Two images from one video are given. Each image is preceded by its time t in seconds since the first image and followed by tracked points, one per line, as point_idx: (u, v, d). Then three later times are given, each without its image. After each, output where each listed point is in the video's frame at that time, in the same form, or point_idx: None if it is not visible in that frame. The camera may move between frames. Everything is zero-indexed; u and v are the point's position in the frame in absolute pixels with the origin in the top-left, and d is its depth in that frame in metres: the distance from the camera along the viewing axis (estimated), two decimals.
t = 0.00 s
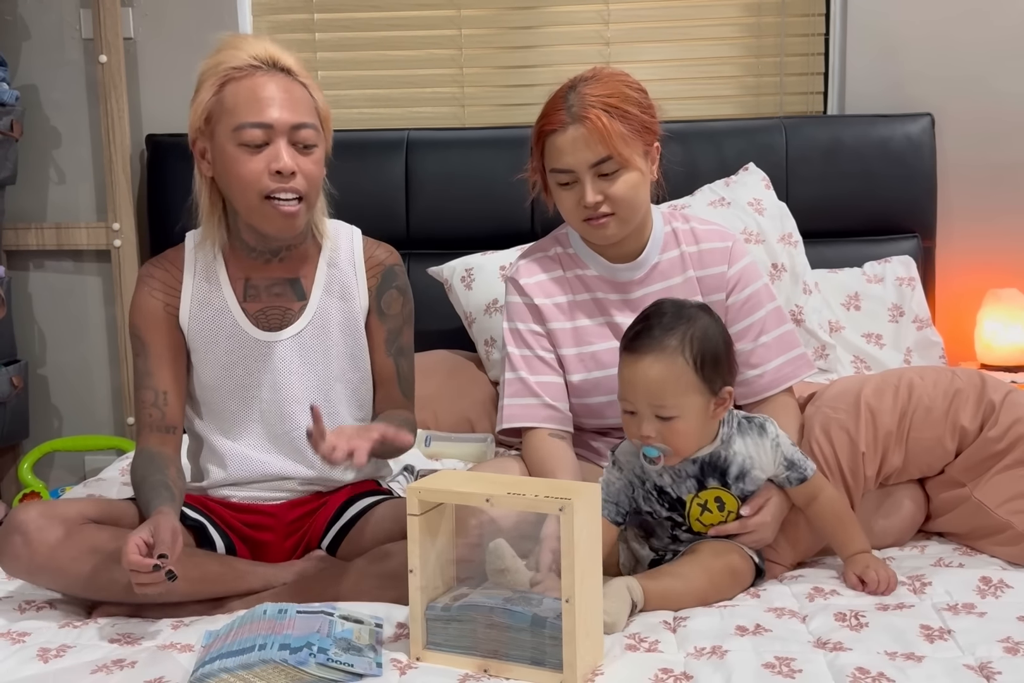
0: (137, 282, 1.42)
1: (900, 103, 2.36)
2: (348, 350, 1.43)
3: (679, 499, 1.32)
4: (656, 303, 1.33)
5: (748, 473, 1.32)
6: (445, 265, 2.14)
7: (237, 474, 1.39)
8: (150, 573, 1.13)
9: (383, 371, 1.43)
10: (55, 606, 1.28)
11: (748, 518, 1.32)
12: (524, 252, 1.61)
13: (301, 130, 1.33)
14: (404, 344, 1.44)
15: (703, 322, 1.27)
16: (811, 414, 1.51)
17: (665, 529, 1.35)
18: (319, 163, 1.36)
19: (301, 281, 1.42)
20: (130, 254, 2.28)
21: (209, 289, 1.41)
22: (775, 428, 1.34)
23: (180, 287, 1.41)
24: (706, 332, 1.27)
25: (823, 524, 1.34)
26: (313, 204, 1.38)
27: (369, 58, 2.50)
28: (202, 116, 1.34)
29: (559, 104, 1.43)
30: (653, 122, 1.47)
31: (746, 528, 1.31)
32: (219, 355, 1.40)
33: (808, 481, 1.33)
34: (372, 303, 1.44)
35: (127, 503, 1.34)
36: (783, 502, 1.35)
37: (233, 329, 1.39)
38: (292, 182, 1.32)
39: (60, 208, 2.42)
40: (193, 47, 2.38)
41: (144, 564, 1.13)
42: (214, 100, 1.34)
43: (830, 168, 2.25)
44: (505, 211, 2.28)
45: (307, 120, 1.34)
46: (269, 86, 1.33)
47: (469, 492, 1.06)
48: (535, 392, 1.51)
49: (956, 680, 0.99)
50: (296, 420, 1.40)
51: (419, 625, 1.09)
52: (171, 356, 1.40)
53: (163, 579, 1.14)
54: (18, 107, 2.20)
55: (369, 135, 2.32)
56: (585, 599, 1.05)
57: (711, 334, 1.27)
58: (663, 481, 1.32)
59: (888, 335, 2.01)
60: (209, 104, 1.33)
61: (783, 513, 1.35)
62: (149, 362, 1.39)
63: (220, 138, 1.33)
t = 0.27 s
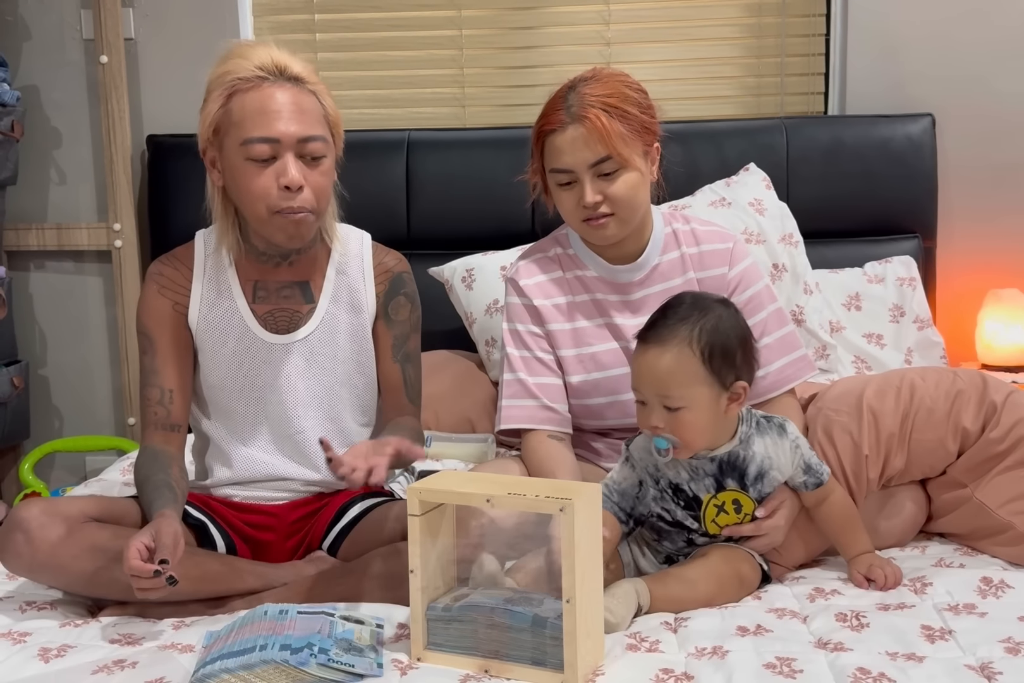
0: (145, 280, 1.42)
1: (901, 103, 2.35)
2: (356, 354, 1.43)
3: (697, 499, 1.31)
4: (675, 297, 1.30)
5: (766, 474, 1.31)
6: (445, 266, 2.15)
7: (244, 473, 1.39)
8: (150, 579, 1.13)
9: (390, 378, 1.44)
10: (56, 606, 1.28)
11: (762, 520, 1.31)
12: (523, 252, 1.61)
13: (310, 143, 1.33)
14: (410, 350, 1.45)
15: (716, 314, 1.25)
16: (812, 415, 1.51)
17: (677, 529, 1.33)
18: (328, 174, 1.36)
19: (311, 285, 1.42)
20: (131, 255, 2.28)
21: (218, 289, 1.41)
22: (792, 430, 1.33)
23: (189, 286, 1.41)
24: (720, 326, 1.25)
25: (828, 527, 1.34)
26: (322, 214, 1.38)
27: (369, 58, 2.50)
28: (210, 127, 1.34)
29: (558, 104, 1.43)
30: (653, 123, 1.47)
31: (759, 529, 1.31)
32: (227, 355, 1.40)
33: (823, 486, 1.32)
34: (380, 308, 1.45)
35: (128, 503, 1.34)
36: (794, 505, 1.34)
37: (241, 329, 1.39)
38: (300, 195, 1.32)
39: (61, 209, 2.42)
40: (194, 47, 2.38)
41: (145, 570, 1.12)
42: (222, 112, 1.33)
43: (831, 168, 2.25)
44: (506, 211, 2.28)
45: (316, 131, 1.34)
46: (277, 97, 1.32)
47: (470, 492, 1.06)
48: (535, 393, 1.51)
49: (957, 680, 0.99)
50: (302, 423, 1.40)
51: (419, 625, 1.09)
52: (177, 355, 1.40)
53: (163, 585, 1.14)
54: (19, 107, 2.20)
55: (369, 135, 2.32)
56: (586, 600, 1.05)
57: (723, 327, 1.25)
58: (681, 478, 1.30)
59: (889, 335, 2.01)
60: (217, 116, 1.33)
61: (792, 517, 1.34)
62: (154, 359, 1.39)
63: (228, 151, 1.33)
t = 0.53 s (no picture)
0: (147, 282, 1.42)
1: (901, 104, 2.35)
2: (359, 354, 1.42)
3: (708, 492, 1.31)
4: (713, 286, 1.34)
5: (781, 474, 1.31)
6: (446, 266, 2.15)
7: (247, 475, 1.39)
8: (158, 582, 1.12)
9: (414, 369, 1.41)
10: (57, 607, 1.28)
11: (773, 521, 1.31)
12: (525, 253, 1.61)
13: (302, 147, 1.31)
14: (427, 337, 1.43)
15: (754, 304, 1.28)
16: (814, 416, 1.51)
17: (686, 523, 1.33)
18: (322, 177, 1.34)
19: (313, 284, 1.42)
20: (131, 255, 2.28)
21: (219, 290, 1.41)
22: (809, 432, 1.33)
23: (190, 288, 1.40)
24: (756, 315, 1.28)
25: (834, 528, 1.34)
26: (320, 218, 1.37)
27: (370, 58, 2.50)
28: (203, 136, 1.34)
29: (560, 106, 1.43)
30: (654, 124, 1.48)
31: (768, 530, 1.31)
32: (229, 356, 1.40)
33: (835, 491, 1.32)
34: (385, 304, 1.43)
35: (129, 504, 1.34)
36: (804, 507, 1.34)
37: (242, 331, 1.39)
38: (295, 201, 1.32)
39: (62, 209, 2.42)
40: (194, 48, 2.38)
41: (154, 572, 1.11)
42: (214, 120, 1.33)
43: (832, 168, 2.25)
44: (506, 211, 2.28)
45: (309, 135, 1.32)
46: (268, 103, 1.31)
47: (471, 493, 1.06)
48: (535, 394, 1.50)
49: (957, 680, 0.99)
50: (305, 424, 1.40)
51: (421, 626, 1.09)
52: (179, 358, 1.40)
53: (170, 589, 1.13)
54: (19, 108, 2.20)
55: (370, 136, 2.32)
56: (587, 600, 1.05)
57: (758, 319, 1.27)
58: (695, 470, 1.31)
59: (890, 335, 2.01)
60: (209, 124, 1.33)
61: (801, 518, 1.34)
62: (156, 362, 1.39)
63: (223, 159, 1.33)
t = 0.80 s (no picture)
0: (150, 283, 1.42)
1: (902, 104, 2.35)
2: (360, 367, 1.39)
3: (695, 479, 1.33)
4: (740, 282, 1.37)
5: (770, 466, 1.32)
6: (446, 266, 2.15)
7: (245, 480, 1.38)
8: (156, 587, 1.12)
9: (428, 377, 1.38)
10: (57, 608, 1.28)
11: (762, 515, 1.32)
12: (525, 254, 1.61)
13: (277, 154, 1.27)
14: (443, 346, 1.40)
15: (781, 305, 1.31)
16: (814, 416, 1.51)
17: (677, 513, 1.35)
18: (303, 184, 1.30)
19: (316, 294, 1.39)
20: (132, 256, 2.28)
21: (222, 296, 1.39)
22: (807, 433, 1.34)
23: (192, 292, 1.39)
24: (781, 316, 1.30)
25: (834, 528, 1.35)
26: (308, 227, 1.33)
27: (371, 59, 2.50)
28: (194, 149, 1.33)
29: (561, 107, 1.43)
30: (656, 125, 1.47)
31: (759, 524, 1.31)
32: (229, 364, 1.38)
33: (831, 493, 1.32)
34: (392, 318, 1.39)
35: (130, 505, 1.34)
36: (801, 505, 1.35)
37: (242, 339, 1.37)
38: (273, 210, 1.28)
39: (62, 210, 2.42)
40: (194, 48, 2.38)
41: (151, 577, 1.11)
42: (197, 130, 1.31)
43: (832, 168, 2.25)
44: (506, 212, 2.28)
45: (286, 142, 1.28)
46: (245, 110, 1.27)
47: (471, 493, 1.06)
48: (536, 394, 1.51)
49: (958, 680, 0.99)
50: (304, 433, 1.39)
51: (421, 626, 1.09)
52: (179, 363, 1.39)
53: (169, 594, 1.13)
54: (20, 108, 2.20)
55: (370, 136, 2.32)
56: (587, 600, 1.05)
57: (779, 321, 1.30)
58: (681, 456, 1.34)
59: (890, 335, 2.01)
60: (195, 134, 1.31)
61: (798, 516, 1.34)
62: (156, 364, 1.38)
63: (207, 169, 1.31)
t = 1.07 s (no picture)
0: (156, 281, 1.38)
1: (902, 104, 2.35)
2: (367, 380, 1.38)
3: (684, 466, 1.36)
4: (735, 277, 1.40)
5: (758, 457, 1.34)
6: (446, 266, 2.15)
7: (246, 484, 1.38)
8: (115, 598, 1.07)
9: (423, 405, 1.35)
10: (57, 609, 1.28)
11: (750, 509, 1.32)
12: (525, 254, 1.61)
13: (285, 162, 1.24)
14: (440, 374, 1.37)
15: (773, 300, 1.34)
16: (814, 417, 1.51)
17: (666, 502, 1.36)
18: (310, 193, 1.27)
19: (324, 305, 1.37)
20: (132, 256, 2.28)
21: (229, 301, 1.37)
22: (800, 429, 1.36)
23: (199, 296, 1.37)
24: (772, 311, 1.33)
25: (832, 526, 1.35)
26: (311, 238, 1.31)
27: (371, 59, 2.50)
28: (211, 147, 1.30)
29: (562, 110, 1.43)
30: (655, 126, 1.48)
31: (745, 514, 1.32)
32: (234, 371, 1.36)
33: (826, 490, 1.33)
34: (398, 336, 1.37)
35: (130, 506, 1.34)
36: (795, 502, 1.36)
37: (250, 348, 1.36)
38: (277, 218, 1.26)
39: (62, 210, 2.42)
40: (194, 49, 2.38)
41: (107, 588, 1.06)
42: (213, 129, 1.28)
43: (832, 168, 2.25)
44: (507, 212, 2.28)
45: (297, 149, 1.25)
46: (259, 114, 1.24)
47: (470, 495, 1.06)
48: (536, 395, 1.51)
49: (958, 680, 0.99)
50: (307, 444, 1.38)
51: (420, 627, 1.09)
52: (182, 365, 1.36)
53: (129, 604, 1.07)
54: (20, 108, 2.20)
55: (370, 136, 2.32)
56: (587, 600, 1.05)
57: (768, 317, 1.33)
58: (672, 443, 1.36)
59: (890, 335, 2.01)
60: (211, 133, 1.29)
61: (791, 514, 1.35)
62: (150, 361, 1.34)
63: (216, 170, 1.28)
